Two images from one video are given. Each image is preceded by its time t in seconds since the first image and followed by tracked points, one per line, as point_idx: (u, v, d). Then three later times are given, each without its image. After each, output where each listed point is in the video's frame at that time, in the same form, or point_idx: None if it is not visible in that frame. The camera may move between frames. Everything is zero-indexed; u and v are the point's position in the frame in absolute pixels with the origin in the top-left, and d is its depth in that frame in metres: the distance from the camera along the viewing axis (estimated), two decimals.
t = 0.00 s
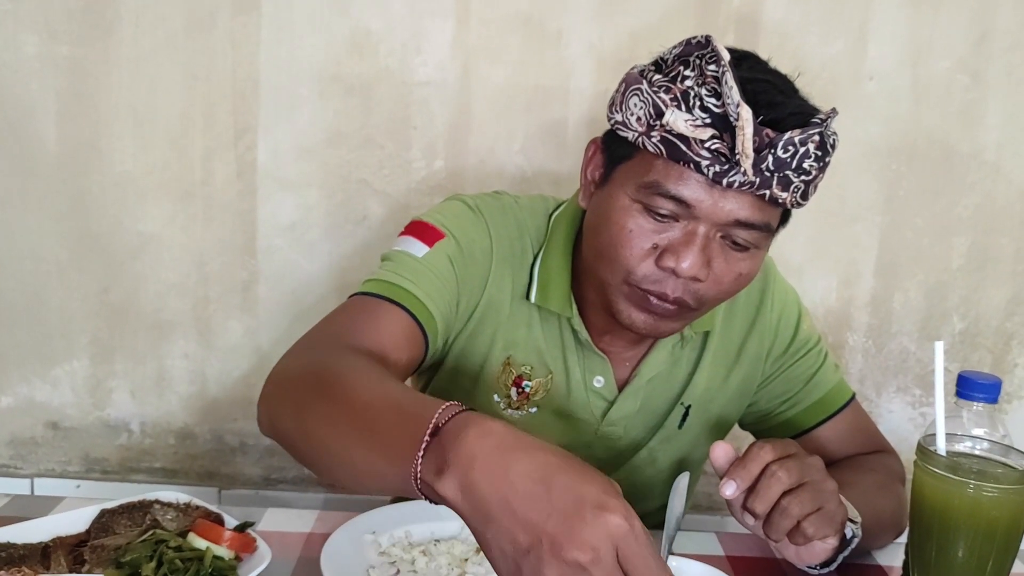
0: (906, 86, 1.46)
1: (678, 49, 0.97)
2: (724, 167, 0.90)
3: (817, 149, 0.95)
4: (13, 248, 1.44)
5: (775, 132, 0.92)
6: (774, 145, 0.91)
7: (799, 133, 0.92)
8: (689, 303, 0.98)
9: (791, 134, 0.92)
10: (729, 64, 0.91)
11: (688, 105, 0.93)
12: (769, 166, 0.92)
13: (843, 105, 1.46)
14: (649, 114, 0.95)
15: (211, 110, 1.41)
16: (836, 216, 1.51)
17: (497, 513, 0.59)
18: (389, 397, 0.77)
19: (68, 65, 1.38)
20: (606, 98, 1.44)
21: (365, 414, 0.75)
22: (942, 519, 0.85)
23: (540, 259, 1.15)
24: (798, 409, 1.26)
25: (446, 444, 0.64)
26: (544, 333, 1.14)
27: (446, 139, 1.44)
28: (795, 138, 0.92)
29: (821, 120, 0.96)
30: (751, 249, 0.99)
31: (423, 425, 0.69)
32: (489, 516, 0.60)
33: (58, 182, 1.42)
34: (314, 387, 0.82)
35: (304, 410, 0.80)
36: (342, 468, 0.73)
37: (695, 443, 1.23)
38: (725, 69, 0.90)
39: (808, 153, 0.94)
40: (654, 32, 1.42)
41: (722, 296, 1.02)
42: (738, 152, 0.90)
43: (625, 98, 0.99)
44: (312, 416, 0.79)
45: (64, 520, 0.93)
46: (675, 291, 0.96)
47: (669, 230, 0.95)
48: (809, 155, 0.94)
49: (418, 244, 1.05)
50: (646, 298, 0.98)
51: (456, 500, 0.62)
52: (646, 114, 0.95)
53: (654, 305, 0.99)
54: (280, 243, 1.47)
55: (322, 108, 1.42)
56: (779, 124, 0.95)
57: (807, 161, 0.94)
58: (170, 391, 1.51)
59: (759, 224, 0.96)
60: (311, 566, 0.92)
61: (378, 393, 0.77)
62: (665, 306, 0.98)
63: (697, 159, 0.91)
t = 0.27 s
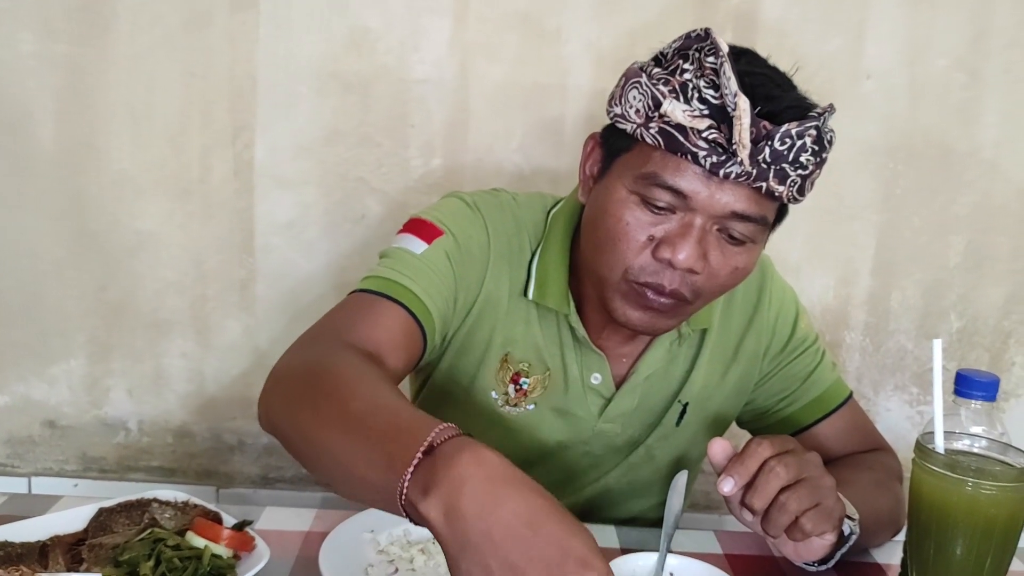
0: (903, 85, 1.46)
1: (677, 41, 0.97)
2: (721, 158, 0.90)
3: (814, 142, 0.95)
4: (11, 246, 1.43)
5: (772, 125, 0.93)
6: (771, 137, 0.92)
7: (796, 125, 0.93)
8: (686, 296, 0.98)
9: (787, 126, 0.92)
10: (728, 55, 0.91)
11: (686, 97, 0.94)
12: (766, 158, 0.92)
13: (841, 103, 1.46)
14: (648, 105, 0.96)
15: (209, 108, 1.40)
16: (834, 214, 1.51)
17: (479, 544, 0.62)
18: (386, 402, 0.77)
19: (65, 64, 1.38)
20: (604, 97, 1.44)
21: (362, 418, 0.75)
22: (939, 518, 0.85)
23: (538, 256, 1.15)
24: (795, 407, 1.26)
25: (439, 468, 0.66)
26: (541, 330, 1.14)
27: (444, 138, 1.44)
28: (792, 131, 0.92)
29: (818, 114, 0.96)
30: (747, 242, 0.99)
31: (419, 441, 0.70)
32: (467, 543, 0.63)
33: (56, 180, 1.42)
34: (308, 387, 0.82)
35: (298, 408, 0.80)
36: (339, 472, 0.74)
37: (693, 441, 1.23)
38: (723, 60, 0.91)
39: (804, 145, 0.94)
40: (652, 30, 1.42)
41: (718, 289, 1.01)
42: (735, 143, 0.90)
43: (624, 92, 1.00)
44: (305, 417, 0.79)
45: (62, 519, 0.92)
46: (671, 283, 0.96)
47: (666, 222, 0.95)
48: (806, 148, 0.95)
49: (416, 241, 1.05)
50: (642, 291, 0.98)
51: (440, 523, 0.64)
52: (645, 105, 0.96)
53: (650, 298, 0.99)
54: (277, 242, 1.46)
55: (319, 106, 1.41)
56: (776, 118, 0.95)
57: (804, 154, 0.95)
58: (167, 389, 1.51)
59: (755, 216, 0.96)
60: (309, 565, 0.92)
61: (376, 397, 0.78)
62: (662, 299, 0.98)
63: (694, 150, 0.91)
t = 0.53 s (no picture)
0: (884, 72, 1.47)
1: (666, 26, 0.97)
2: (710, 143, 0.91)
3: (801, 129, 0.96)
4: None
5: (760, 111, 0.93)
6: (759, 123, 0.93)
7: (784, 112, 0.94)
8: (671, 281, 0.98)
9: (775, 113, 0.93)
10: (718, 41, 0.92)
11: (676, 82, 0.94)
12: (754, 144, 0.93)
13: (822, 89, 1.47)
14: (637, 90, 0.96)
15: (188, 92, 1.39)
16: (814, 201, 1.52)
17: (476, 544, 0.64)
18: (377, 402, 0.78)
19: (39, 46, 1.35)
20: (586, 82, 1.44)
21: (353, 417, 0.76)
22: (915, 500, 0.86)
23: (521, 243, 1.15)
24: (776, 391, 1.28)
25: (445, 476, 0.67)
26: (524, 318, 1.14)
27: (426, 123, 1.43)
28: (780, 117, 0.93)
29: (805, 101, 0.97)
30: (732, 229, 1.00)
31: (420, 443, 0.72)
32: (464, 543, 0.64)
33: (31, 164, 1.39)
34: (296, 383, 0.82)
35: (286, 404, 0.80)
36: (330, 470, 0.74)
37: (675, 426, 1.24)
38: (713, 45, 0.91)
39: (791, 132, 0.95)
40: (635, 15, 1.41)
41: (702, 276, 1.02)
42: (725, 128, 0.91)
43: (612, 76, 0.99)
44: (294, 414, 0.79)
45: (40, 505, 0.92)
46: (657, 268, 0.97)
47: (653, 206, 0.95)
48: (792, 135, 0.96)
49: (397, 232, 1.04)
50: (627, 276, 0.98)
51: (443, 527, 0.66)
52: (634, 89, 0.96)
53: (636, 284, 0.99)
54: (257, 227, 1.45)
55: (300, 90, 1.40)
56: (763, 103, 0.95)
57: (791, 140, 0.96)
58: (147, 375, 1.50)
59: (740, 202, 0.96)
60: (292, 551, 0.91)
61: (365, 395, 0.78)
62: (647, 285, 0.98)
63: (684, 135, 0.91)
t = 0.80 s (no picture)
0: (892, 29, 1.44)
1: None
2: (714, 105, 0.89)
3: (806, 87, 0.95)
4: None
5: (765, 71, 0.92)
6: (764, 83, 0.91)
7: (789, 71, 0.92)
8: (677, 244, 0.98)
9: (781, 72, 0.91)
10: None
11: (679, 43, 0.92)
12: (759, 105, 0.91)
13: (829, 48, 1.44)
14: (640, 51, 0.94)
15: (186, 54, 1.37)
16: (820, 162, 1.50)
17: (488, 524, 0.64)
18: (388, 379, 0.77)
19: (36, 7, 1.33)
20: (590, 41, 1.41)
21: (360, 389, 0.76)
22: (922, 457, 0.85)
23: (524, 203, 1.14)
24: (780, 350, 1.28)
25: (460, 461, 0.68)
26: (528, 279, 1.13)
27: (427, 84, 1.41)
28: (785, 77, 0.92)
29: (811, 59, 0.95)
30: (738, 191, 0.98)
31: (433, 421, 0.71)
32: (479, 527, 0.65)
33: (30, 128, 1.38)
34: (303, 356, 0.81)
35: (295, 379, 0.80)
36: (340, 442, 0.74)
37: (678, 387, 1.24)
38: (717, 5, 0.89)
39: (797, 91, 0.94)
40: None
41: (707, 238, 1.01)
42: (728, 90, 0.90)
43: (614, 36, 0.97)
44: (303, 388, 0.79)
45: (47, 465, 0.92)
46: (663, 232, 0.96)
47: (659, 170, 0.94)
48: (798, 94, 0.94)
49: (401, 196, 1.04)
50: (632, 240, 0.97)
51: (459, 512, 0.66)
52: (636, 50, 0.94)
53: (641, 248, 0.98)
54: (258, 190, 1.44)
55: (299, 52, 1.38)
56: (769, 63, 0.94)
57: (796, 99, 0.94)
58: (151, 340, 1.50)
59: (746, 164, 0.95)
60: (298, 510, 0.92)
61: (374, 369, 0.78)
62: (652, 248, 0.97)
63: (688, 97, 0.90)
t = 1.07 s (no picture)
0: None
1: None
2: (716, 29, 0.84)
3: (816, 8, 0.90)
4: None
5: None
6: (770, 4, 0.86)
7: None
8: (682, 173, 0.95)
9: None
10: None
11: None
12: (763, 27, 0.87)
13: None
14: None
15: None
16: (836, 99, 1.46)
17: (441, 399, 0.53)
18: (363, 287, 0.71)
19: None
20: None
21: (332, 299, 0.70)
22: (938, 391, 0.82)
23: (529, 135, 1.11)
24: (792, 287, 1.25)
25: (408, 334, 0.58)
26: (534, 213, 1.10)
27: (431, 20, 1.37)
28: None
29: None
30: (744, 116, 0.95)
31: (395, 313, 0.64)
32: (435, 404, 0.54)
33: (25, 65, 1.35)
34: (287, 279, 0.77)
35: (277, 303, 0.76)
36: (313, 357, 0.69)
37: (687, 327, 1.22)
38: None
39: (804, 13, 0.89)
40: None
41: (713, 166, 0.98)
42: (730, 14, 0.85)
43: None
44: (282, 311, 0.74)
45: (46, 400, 0.91)
46: (668, 161, 0.93)
47: (661, 96, 0.90)
48: (806, 15, 0.90)
49: (397, 126, 1.00)
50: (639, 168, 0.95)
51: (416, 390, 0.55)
52: None
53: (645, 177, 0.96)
54: (259, 130, 1.41)
55: None
56: None
57: (804, 20, 0.90)
58: (153, 282, 1.48)
59: (752, 88, 0.91)
60: (302, 446, 0.91)
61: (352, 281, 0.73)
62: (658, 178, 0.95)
63: (689, 22, 0.84)
